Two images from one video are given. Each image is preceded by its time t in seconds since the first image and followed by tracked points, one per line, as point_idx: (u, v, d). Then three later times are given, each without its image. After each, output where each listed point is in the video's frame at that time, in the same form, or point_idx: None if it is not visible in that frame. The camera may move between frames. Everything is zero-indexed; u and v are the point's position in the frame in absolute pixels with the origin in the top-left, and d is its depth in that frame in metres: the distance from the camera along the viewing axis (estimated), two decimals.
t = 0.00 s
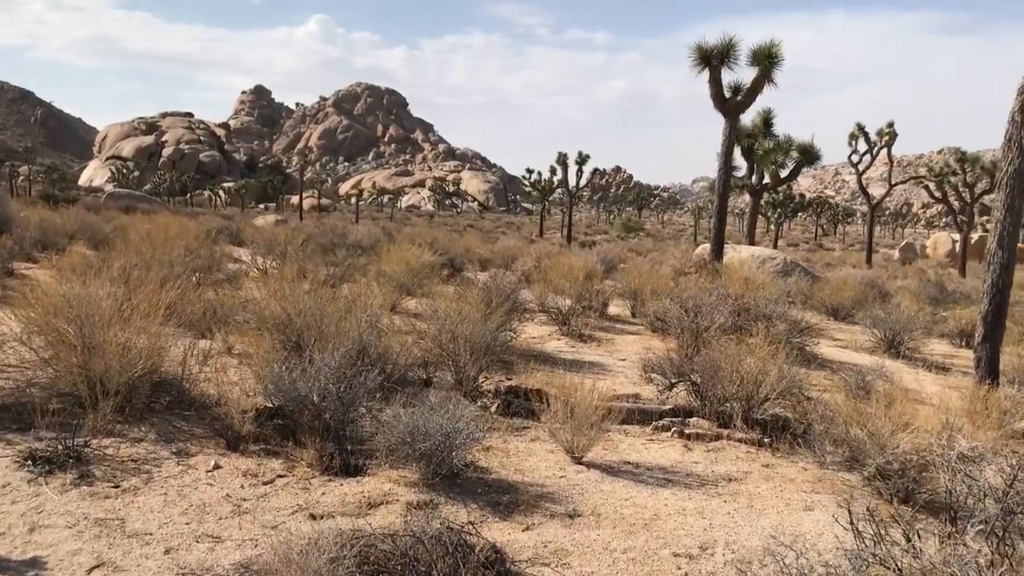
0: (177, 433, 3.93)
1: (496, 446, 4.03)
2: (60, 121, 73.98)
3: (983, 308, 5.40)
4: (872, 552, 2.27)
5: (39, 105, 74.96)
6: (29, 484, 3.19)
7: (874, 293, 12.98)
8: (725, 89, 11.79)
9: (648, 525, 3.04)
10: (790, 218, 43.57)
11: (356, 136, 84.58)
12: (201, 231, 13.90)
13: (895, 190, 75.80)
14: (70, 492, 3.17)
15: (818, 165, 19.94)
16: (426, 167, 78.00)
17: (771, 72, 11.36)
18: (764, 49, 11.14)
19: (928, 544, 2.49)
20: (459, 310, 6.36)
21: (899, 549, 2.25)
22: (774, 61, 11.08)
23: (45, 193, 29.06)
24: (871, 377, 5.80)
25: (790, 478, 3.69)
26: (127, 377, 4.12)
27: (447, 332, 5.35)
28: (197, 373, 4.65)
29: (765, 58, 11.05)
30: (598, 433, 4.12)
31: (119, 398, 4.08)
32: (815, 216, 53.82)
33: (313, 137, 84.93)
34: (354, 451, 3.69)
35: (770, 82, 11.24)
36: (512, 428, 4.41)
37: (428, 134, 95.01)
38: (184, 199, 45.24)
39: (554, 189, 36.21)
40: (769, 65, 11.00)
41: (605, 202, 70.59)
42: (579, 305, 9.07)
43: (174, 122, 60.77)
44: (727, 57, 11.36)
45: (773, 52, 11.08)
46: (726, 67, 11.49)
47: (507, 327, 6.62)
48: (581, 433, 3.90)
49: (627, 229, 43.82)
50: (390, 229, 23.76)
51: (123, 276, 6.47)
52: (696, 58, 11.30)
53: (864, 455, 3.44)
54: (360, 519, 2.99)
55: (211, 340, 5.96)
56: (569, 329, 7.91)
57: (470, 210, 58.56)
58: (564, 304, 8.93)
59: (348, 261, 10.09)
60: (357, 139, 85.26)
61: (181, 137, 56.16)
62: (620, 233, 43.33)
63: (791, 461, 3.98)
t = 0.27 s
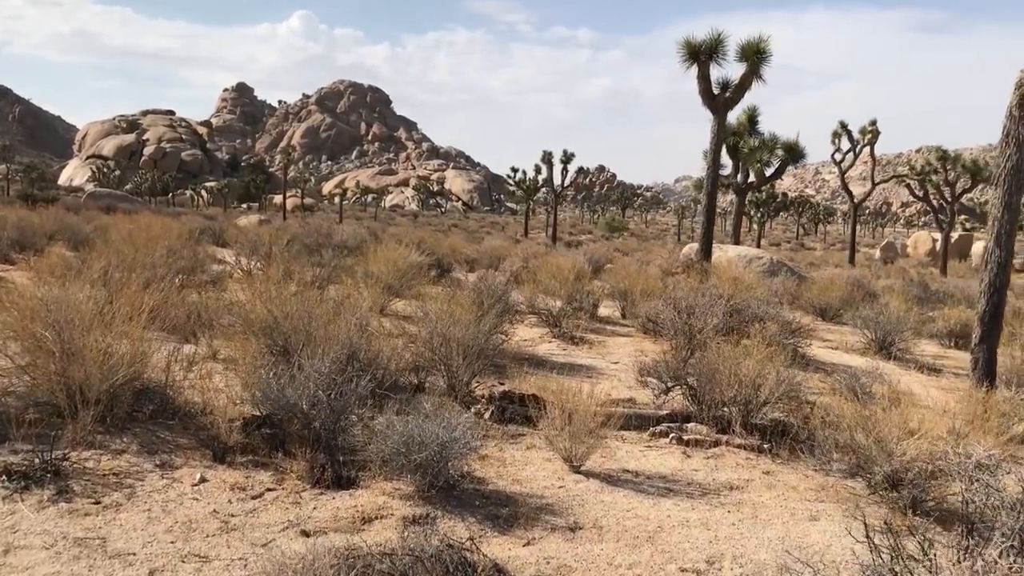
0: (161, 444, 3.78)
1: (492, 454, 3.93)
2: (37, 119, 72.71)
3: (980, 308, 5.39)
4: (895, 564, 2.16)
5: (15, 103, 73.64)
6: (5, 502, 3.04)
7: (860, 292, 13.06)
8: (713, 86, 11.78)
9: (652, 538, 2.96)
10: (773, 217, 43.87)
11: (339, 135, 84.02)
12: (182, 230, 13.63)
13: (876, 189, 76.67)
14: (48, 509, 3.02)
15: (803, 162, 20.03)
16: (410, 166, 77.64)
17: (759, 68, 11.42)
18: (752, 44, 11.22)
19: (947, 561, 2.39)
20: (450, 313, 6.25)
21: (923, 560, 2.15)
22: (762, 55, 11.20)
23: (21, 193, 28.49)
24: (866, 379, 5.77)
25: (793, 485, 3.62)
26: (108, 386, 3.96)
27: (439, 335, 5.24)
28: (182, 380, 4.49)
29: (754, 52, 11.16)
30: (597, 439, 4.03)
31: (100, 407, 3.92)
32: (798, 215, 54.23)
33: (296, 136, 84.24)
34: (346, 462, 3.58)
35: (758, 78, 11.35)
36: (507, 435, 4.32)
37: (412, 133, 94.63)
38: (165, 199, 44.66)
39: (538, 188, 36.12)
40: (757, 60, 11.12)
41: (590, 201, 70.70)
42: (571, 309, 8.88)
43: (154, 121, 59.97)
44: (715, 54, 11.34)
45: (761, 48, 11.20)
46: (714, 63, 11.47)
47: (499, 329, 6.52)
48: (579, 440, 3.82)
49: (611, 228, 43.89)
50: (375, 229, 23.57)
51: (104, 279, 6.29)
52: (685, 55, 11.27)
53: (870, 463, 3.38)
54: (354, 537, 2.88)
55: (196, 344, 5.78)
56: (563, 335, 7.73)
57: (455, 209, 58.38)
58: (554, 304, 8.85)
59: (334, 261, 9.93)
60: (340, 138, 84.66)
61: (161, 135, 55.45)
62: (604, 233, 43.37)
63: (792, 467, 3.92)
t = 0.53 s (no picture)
0: (140, 457, 3.59)
1: (487, 465, 3.80)
2: (16, 116, 71.52)
3: (983, 313, 5.33)
4: None
5: None
6: None
7: (851, 293, 13.04)
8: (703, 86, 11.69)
9: (657, 556, 2.83)
10: (759, 217, 44.02)
11: (324, 133, 83.46)
12: (164, 229, 13.32)
13: (860, 189, 77.25)
14: (18, 530, 2.84)
15: (791, 163, 20.03)
16: (397, 164, 77.23)
17: (749, 69, 11.34)
18: (743, 45, 11.14)
19: None
20: (441, 316, 6.11)
21: None
22: (753, 56, 11.11)
23: None
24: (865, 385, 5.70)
25: (799, 498, 3.51)
26: (85, 396, 3.75)
27: (429, 339, 5.08)
28: (162, 388, 4.30)
29: (744, 53, 11.07)
30: (595, 450, 3.91)
31: (76, 418, 3.72)
32: (784, 215, 54.49)
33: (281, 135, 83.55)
34: (334, 476, 3.42)
35: (749, 79, 11.26)
36: (501, 445, 4.19)
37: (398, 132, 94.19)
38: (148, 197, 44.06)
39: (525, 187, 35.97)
40: (748, 61, 11.03)
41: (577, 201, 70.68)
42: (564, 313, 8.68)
43: (137, 119, 59.21)
44: (706, 54, 11.25)
45: (752, 48, 11.12)
46: (704, 63, 11.38)
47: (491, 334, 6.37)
48: (577, 451, 3.69)
49: (598, 228, 43.85)
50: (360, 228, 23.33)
51: (81, 282, 6.06)
52: (675, 55, 11.17)
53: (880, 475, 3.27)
54: (344, 558, 2.73)
55: (178, 349, 5.57)
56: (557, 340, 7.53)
57: (442, 209, 58.14)
58: (545, 306, 8.73)
59: (320, 262, 9.73)
60: (326, 137, 84.06)
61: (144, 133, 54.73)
62: (591, 232, 43.34)
63: (797, 479, 3.81)
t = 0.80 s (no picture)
0: (120, 469, 3.42)
1: (482, 478, 3.67)
2: None
3: (986, 319, 5.28)
4: None
5: None
6: None
7: (843, 296, 13.01)
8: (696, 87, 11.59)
9: None
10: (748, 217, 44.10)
11: (313, 132, 82.98)
12: (147, 229, 13.04)
13: (848, 190, 77.67)
14: None
15: (782, 164, 20.00)
16: (386, 164, 76.90)
17: (742, 70, 11.26)
18: (735, 46, 11.06)
19: None
20: (433, 321, 5.98)
21: None
22: (745, 57, 11.01)
23: None
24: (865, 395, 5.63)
25: (804, 511, 3.41)
26: (62, 406, 3.57)
27: (421, 345, 4.96)
28: (144, 396, 4.12)
29: (737, 54, 10.96)
30: (594, 461, 3.78)
31: (52, 429, 3.53)
32: (773, 216, 54.67)
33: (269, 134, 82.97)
34: (322, 491, 3.28)
35: (742, 80, 11.14)
36: (496, 455, 4.06)
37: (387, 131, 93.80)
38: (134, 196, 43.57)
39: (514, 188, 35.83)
40: (740, 62, 10.91)
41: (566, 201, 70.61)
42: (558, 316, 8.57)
43: (123, 117, 58.58)
44: (698, 54, 11.16)
45: (744, 49, 11.02)
46: (697, 64, 11.28)
47: (483, 338, 6.25)
48: (576, 463, 3.56)
49: (587, 228, 43.80)
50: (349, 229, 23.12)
51: (62, 285, 5.87)
52: (667, 55, 11.08)
53: (890, 489, 3.18)
54: None
55: (162, 355, 5.38)
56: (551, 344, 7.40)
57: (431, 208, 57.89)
58: (537, 309, 8.61)
59: (309, 263, 9.56)
60: (314, 136, 83.55)
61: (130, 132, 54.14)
62: (581, 233, 43.29)
63: (800, 493, 3.72)
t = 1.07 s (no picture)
0: (103, 483, 3.25)
1: (481, 490, 3.55)
2: None
3: (993, 322, 5.19)
4: None
5: None
6: None
7: (838, 298, 12.99)
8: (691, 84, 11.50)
9: None
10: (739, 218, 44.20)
11: (303, 132, 82.58)
12: (135, 230, 12.83)
13: (837, 190, 78.05)
14: None
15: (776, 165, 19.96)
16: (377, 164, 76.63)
17: (737, 67, 11.22)
18: (731, 43, 11.02)
19: None
20: (428, 325, 5.84)
21: None
22: (742, 54, 10.98)
23: None
24: (868, 401, 5.56)
25: (813, 524, 3.33)
26: (42, 416, 3.38)
27: (416, 349, 4.83)
28: (129, 404, 3.96)
29: (733, 51, 10.93)
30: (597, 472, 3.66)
31: (32, 440, 3.34)
32: (763, 216, 54.85)
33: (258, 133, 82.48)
34: (315, 506, 3.15)
35: (738, 78, 11.09)
36: (494, 466, 3.95)
37: (377, 131, 93.46)
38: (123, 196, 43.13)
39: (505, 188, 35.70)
40: (736, 59, 10.87)
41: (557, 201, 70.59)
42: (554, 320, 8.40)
43: (112, 117, 58.05)
44: (694, 52, 11.07)
45: (741, 45, 10.96)
46: (692, 62, 11.19)
47: (479, 343, 6.11)
48: (578, 476, 3.45)
49: (578, 229, 43.75)
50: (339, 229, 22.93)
51: (46, 289, 5.68)
52: (663, 53, 10.99)
53: (906, 503, 3.11)
54: None
55: (149, 361, 5.21)
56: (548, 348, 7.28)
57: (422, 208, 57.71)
58: (533, 311, 8.50)
59: (300, 264, 9.40)
60: (304, 135, 83.11)
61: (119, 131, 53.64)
62: (572, 233, 43.23)
63: (807, 505, 3.67)
